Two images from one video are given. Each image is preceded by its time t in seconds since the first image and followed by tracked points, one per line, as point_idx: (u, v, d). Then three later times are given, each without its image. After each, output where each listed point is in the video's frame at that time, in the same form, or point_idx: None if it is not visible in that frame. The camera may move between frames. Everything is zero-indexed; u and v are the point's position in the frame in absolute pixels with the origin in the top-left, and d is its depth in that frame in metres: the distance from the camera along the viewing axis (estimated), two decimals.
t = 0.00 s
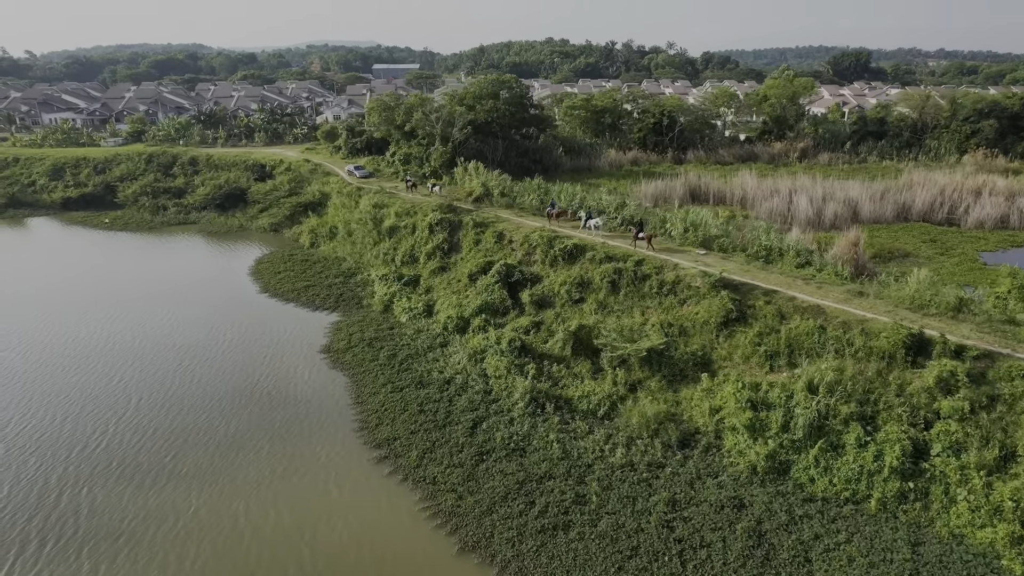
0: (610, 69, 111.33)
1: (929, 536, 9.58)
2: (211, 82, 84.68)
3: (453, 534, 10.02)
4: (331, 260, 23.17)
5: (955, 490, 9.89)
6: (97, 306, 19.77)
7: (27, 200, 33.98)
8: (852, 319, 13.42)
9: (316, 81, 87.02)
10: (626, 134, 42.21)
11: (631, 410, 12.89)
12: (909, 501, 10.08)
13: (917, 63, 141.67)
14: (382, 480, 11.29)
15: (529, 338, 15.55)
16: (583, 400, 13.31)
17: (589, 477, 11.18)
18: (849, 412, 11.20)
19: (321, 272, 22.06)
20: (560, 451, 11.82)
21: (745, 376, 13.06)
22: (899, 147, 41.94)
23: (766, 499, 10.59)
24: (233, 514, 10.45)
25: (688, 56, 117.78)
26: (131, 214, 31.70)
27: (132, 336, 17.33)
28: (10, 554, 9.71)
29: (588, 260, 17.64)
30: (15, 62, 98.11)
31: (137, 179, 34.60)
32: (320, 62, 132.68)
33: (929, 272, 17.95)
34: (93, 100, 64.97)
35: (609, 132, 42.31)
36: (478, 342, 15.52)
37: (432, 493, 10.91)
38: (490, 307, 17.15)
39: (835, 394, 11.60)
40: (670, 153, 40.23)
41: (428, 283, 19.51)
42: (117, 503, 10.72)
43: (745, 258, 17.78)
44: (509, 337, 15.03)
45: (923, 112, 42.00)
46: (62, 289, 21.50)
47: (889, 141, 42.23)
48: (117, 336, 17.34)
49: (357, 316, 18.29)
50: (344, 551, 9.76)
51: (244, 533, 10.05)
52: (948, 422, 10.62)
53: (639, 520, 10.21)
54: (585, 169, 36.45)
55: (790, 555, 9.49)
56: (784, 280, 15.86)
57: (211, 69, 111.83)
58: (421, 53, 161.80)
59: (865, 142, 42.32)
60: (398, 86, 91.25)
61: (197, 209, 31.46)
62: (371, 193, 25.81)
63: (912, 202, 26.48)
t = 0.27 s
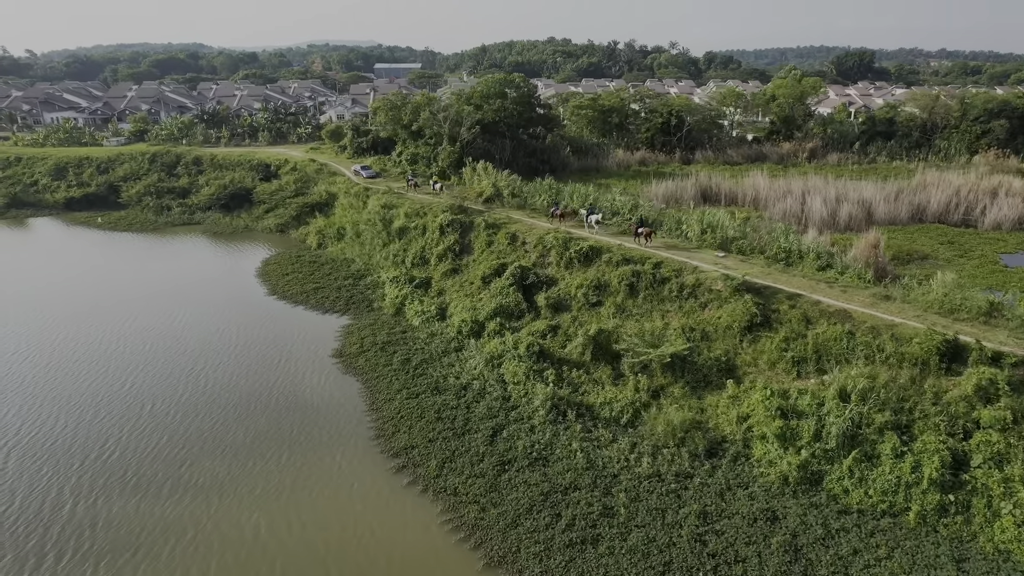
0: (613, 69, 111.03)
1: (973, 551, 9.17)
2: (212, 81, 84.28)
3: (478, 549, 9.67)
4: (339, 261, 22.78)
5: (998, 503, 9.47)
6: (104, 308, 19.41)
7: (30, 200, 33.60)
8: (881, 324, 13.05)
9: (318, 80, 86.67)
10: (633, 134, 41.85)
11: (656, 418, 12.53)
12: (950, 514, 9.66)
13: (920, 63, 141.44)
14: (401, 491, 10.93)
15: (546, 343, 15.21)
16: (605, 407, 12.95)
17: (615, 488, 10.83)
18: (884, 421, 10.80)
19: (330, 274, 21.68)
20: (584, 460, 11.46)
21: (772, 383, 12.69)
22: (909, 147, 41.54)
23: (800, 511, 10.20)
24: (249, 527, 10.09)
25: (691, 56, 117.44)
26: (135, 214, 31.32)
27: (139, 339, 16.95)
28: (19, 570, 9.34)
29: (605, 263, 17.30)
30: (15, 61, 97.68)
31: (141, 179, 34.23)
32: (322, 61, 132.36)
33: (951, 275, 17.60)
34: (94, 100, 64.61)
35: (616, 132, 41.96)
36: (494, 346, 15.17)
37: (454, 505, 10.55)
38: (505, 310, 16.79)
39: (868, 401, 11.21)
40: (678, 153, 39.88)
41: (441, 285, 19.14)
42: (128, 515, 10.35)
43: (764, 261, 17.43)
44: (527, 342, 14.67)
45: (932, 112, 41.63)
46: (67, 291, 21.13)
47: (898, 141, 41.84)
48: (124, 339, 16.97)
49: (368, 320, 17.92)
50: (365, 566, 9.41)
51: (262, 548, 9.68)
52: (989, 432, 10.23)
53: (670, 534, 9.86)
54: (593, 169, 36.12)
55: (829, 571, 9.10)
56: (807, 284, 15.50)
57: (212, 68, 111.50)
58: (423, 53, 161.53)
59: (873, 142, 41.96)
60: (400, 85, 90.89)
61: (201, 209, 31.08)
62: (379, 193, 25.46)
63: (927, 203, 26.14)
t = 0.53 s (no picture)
0: (616, 69, 110.71)
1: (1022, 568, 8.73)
2: (214, 80, 83.93)
3: (504, 564, 9.32)
4: (347, 263, 22.40)
5: None
6: (110, 310, 19.05)
7: (32, 200, 33.23)
8: (911, 329, 12.68)
9: (320, 80, 86.32)
10: (640, 134, 41.49)
11: (682, 426, 12.17)
12: (995, 529, 9.23)
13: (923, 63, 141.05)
14: (422, 503, 10.57)
15: (564, 347, 14.86)
16: (629, 414, 12.60)
17: (644, 500, 10.48)
18: (921, 430, 10.42)
19: (338, 275, 21.31)
20: (610, 470, 11.12)
21: (800, 390, 12.34)
22: (918, 147, 41.07)
23: (837, 524, 9.81)
24: (266, 540, 9.74)
25: (693, 56, 117.10)
26: (139, 214, 30.96)
27: (147, 343, 16.59)
28: None
29: (622, 265, 16.96)
30: (17, 61, 97.44)
31: (144, 179, 33.88)
32: (323, 61, 132.02)
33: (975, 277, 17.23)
34: (96, 99, 64.32)
35: (624, 132, 41.62)
36: (511, 351, 14.81)
37: (477, 517, 10.19)
38: (521, 313, 16.43)
39: (904, 410, 10.83)
40: (686, 153, 39.54)
41: (453, 288, 18.78)
42: (141, 527, 10.00)
43: (785, 263, 17.08)
44: (546, 347, 14.31)
45: (942, 112, 41.25)
46: (71, 292, 20.77)
47: (907, 141, 41.41)
48: (132, 342, 16.61)
49: (380, 323, 17.55)
50: None
51: (282, 562, 9.33)
52: None
53: (703, 548, 9.52)
54: (601, 170, 35.81)
55: None
56: (831, 287, 15.14)
57: (213, 68, 111.21)
58: (424, 53, 161.27)
59: (883, 142, 41.58)
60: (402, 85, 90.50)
61: (206, 209, 30.72)
62: (388, 193, 25.10)
63: (942, 204, 25.77)
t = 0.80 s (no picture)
0: (619, 69, 110.36)
1: None
2: (216, 79, 83.53)
3: None
4: (356, 264, 22.01)
5: None
6: (116, 312, 18.71)
7: (35, 200, 32.87)
8: (944, 334, 12.29)
9: (322, 79, 85.97)
10: (648, 134, 41.11)
11: (709, 434, 11.81)
12: None
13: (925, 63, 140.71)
14: (445, 515, 10.22)
15: (583, 351, 14.51)
16: (653, 421, 12.24)
17: (674, 512, 10.13)
18: (961, 440, 10.06)
19: (348, 277, 20.95)
20: (638, 481, 10.77)
21: (830, 397, 11.97)
22: (928, 147, 40.44)
23: (877, 537, 9.42)
24: (285, 554, 9.39)
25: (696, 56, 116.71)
26: (143, 214, 30.60)
27: (155, 346, 16.24)
28: None
29: (640, 267, 16.61)
30: (19, 61, 97.32)
31: (148, 179, 33.52)
32: (324, 61, 131.67)
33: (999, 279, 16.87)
34: (98, 98, 64.04)
35: (631, 132, 41.26)
36: (529, 355, 14.45)
37: (502, 530, 9.84)
38: (537, 317, 16.06)
39: (942, 419, 10.45)
40: (694, 153, 39.20)
41: (465, 290, 18.41)
42: (157, 540, 9.66)
43: (806, 266, 16.71)
44: (566, 351, 13.96)
45: (952, 112, 40.85)
46: (76, 293, 20.43)
47: (917, 141, 40.82)
48: (139, 346, 16.27)
49: (392, 326, 17.18)
50: None
51: None
52: None
53: (739, 563, 9.19)
54: (609, 170, 35.52)
55: None
56: (856, 290, 14.76)
57: (215, 68, 111.01)
58: (426, 52, 161.36)
59: (892, 142, 41.18)
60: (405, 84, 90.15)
61: (211, 210, 30.36)
62: (396, 194, 24.73)
63: (958, 205, 25.39)
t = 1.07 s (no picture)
0: (621, 69, 110.05)
1: None
2: (217, 78, 83.15)
3: None
4: (365, 265, 21.65)
5: None
6: (123, 314, 18.36)
7: (37, 200, 32.50)
8: (978, 340, 11.92)
9: (324, 78, 85.63)
10: (655, 133, 40.75)
11: (738, 443, 11.43)
12: None
13: (928, 63, 140.19)
14: (469, 527, 9.87)
15: (603, 356, 14.15)
16: (679, 429, 11.89)
17: (706, 524, 9.79)
18: (1004, 451, 9.66)
19: (357, 278, 20.59)
20: (667, 492, 10.42)
21: (862, 404, 11.59)
22: (938, 147, 40.07)
23: (919, 552, 9.02)
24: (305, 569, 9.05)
25: (699, 55, 116.37)
26: (147, 215, 30.24)
27: (164, 350, 15.88)
28: None
29: (658, 269, 16.28)
30: (19, 60, 96.85)
31: (152, 179, 33.15)
32: (326, 60, 131.22)
33: None
34: (100, 98, 63.66)
35: (638, 132, 40.90)
36: (547, 360, 14.09)
37: (529, 544, 9.49)
38: (554, 320, 15.71)
39: (983, 428, 10.07)
40: (703, 153, 38.88)
41: (478, 293, 18.05)
42: (172, 555, 9.31)
43: (828, 268, 16.36)
44: (586, 356, 13.61)
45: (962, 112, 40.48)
46: (81, 294, 20.09)
47: (926, 141, 40.44)
48: (148, 349, 15.92)
49: (404, 330, 16.82)
50: None
51: None
52: None
53: None
54: (617, 170, 35.19)
55: None
56: (883, 293, 14.39)
57: (216, 67, 110.62)
58: (427, 52, 161.08)
59: (901, 142, 40.81)
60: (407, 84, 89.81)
61: (216, 210, 30.00)
62: (405, 194, 24.37)
63: (975, 206, 25.02)
